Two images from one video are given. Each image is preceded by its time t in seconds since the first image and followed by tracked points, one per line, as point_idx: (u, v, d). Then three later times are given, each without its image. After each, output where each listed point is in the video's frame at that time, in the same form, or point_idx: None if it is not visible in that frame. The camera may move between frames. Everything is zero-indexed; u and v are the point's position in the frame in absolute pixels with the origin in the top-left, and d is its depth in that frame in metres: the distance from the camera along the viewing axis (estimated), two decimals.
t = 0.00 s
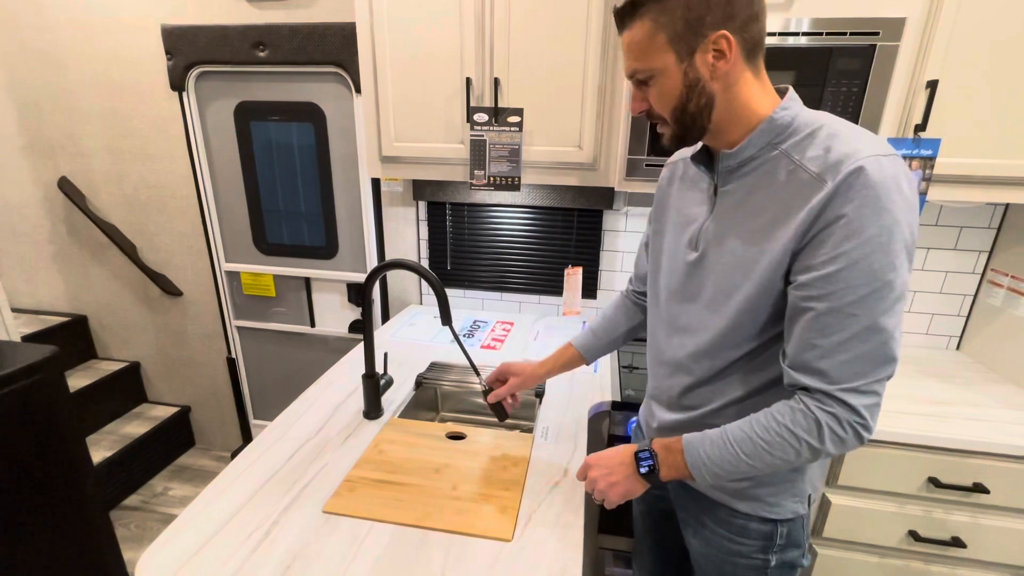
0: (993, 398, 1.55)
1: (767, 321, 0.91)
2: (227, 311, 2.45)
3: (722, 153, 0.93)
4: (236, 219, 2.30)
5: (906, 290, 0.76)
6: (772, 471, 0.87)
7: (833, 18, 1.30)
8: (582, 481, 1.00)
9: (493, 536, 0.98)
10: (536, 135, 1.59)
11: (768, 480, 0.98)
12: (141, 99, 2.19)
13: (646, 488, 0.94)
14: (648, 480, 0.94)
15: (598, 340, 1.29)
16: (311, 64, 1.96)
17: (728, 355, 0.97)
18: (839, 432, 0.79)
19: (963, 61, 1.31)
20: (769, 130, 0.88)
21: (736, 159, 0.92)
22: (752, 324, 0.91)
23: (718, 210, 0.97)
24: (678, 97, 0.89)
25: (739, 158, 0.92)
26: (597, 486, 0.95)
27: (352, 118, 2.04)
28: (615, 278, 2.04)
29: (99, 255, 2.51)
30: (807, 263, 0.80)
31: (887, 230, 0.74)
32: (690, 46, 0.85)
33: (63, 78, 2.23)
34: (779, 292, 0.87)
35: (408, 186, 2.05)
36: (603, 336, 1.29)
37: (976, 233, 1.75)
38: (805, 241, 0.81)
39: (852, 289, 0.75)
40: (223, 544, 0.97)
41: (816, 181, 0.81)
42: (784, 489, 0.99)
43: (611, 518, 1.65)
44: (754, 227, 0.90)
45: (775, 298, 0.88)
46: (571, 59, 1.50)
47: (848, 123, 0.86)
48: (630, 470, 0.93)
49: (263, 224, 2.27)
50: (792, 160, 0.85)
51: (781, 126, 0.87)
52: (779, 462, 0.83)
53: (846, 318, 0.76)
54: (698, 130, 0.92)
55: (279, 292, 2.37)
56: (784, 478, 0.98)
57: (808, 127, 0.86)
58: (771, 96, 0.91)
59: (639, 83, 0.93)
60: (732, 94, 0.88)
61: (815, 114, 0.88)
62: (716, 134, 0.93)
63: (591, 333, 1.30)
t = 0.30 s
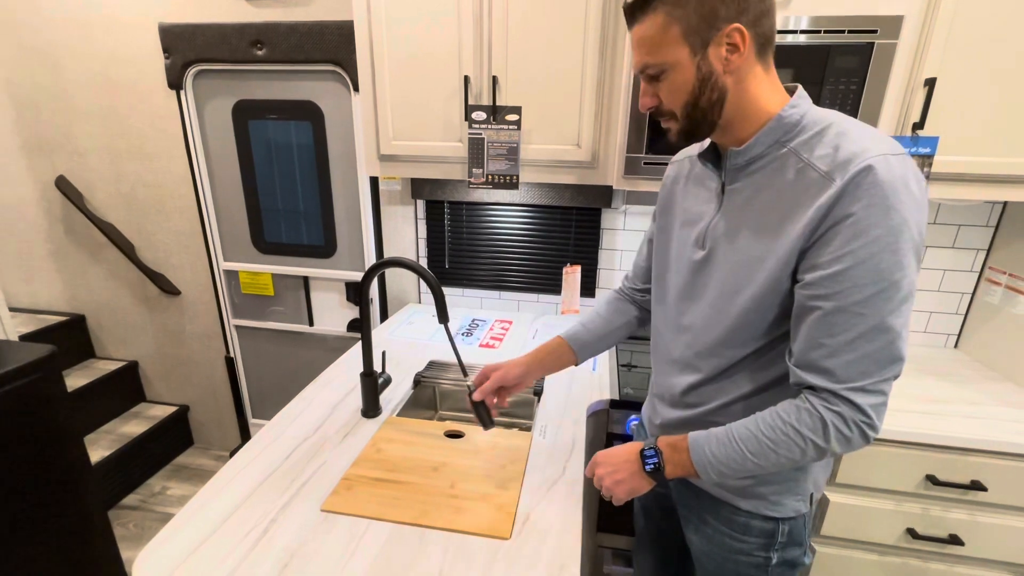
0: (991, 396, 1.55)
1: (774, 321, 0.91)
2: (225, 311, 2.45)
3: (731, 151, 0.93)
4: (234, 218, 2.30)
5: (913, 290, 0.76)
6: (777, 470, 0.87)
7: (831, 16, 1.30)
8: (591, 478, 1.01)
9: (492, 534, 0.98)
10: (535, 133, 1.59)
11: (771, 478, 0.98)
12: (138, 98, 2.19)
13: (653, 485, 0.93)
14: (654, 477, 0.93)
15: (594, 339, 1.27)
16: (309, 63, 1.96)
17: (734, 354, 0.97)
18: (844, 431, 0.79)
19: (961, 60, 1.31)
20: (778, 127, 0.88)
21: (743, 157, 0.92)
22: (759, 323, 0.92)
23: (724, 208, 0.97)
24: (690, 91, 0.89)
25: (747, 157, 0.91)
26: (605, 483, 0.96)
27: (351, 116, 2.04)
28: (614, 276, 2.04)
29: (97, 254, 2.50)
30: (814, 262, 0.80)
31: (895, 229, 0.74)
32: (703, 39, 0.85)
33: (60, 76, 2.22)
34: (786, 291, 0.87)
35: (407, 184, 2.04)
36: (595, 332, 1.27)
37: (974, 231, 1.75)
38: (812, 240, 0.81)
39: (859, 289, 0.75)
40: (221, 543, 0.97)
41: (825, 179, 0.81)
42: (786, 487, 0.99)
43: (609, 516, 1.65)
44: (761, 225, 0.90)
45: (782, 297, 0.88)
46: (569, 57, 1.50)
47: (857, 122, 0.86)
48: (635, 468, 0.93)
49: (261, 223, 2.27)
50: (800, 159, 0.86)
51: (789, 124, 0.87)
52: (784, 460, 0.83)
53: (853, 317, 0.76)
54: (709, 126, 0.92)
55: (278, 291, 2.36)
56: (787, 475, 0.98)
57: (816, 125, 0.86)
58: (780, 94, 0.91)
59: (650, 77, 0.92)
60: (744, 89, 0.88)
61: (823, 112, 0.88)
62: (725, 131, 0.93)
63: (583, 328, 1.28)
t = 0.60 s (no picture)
0: (992, 394, 1.55)
1: (780, 315, 0.91)
2: (224, 309, 2.45)
3: (732, 146, 0.92)
4: (233, 216, 2.29)
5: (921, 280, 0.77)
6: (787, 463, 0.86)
7: (830, 12, 1.29)
8: (595, 478, 1.00)
9: (491, 532, 0.98)
10: (533, 130, 1.59)
11: (778, 472, 0.98)
12: (136, 96, 2.18)
13: (660, 484, 0.92)
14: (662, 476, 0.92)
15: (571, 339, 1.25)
16: (308, 61, 1.96)
17: (739, 350, 0.96)
18: (856, 422, 0.79)
19: (960, 56, 1.31)
20: (779, 122, 0.88)
21: (745, 152, 0.91)
22: (765, 318, 0.91)
23: (726, 204, 0.96)
24: (690, 83, 0.88)
25: (749, 152, 0.91)
26: (611, 483, 0.95)
27: (349, 114, 2.04)
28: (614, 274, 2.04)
29: (96, 252, 2.50)
30: (824, 253, 0.80)
31: (905, 219, 0.74)
32: (704, 31, 0.84)
33: (58, 74, 2.22)
34: (794, 285, 0.87)
35: (406, 182, 2.04)
36: (572, 330, 1.25)
37: (975, 229, 1.75)
38: (822, 231, 0.81)
39: (872, 280, 0.74)
40: (219, 541, 0.96)
41: (832, 171, 0.81)
42: (794, 481, 0.99)
43: (609, 514, 1.65)
44: (767, 219, 0.90)
45: (789, 291, 0.88)
46: (568, 54, 1.49)
47: (858, 114, 0.86)
48: (644, 466, 0.92)
49: (260, 221, 2.27)
50: (804, 152, 0.86)
51: (790, 118, 0.87)
52: (795, 453, 0.83)
53: (864, 307, 0.75)
54: (709, 120, 0.91)
55: (277, 289, 2.36)
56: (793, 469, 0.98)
57: (818, 119, 0.87)
58: (778, 89, 0.91)
59: (649, 71, 0.92)
60: (743, 82, 0.88)
61: (822, 105, 0.88)
62: (724, 126, 0.93)
63: (559, 326, 1.26)
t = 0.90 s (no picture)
0: (992, 391, 1.55)
1: (778, 313, 0.90)
2: (224, 308, 2.45)
3: (727, 143, 0.92)
4: (232, 215, 2.29)
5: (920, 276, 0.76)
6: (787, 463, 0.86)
7: (831, 8, 1.29)
8: (598, 482, 1.00)
9: (491, 531, 0.98)
10: (533, 128, 1.58)
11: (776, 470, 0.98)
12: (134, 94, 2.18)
13: (661, 488, 0.93)
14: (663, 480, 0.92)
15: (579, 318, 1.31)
16: (306, 58, 1.95)
17: (737, 349, 0.96)
18: (857, 421, 0.78)
19: (961, 53, 1.30)
20: (774, 118, 0.87)
21: (742, 149, 0.91)
22: (762, 315, 0.91)
23: (723, 201, 0.96)
24: (681, 84, 0.87)
25: (745, 148, 0.91)
26: (612, 488, 0.95)
27: (348, 112, 2.03)
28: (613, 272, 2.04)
29: (95, 251, 2.50)
30: (822, 251, 0.79)
31: (903, 215, 0.74)
32: (691, 32, 0.83)
33: (56, 72, 2.21)
34: (791, 283, 0.87)
35: (405, 180, 2.04)
36: (590, 307, 1.31)
37: (975, 226, 1.74)
38: (819, 229, 0.81)
39: (870, 277, 0.74)
40: (218, 540, 0.96)
41: (828, 167, 0.81)
42: (791, 479, 0.99)
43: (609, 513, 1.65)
44: (764, 216, 0.89)
45: (787, 289, 0.87)
46: (568, 51, 1.48)
47: (854, 110, 0.85)
48: (644, 470, 0.92)
49: (259, 220, 2.26)
50: (799, 148, 0.85)
51: (786, 114, 0.87)
52: (796, 454, 0.82)
53: (863, 304, 0.75)
54: (701, 119, 0.91)
55: (276, 288, 2.36)
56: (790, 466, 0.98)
57: (814, 114, 0.86)
58: (774, 84, 0.90)
59: (640, 72, 0.91)
60: (735, 80, 0.87)
61: (817, 100, 0.88)
62: (719, 124, 0.92)
63: (579, 303, 1.32)
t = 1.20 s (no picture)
0: (991, 390, 1.55)
1: (768, 311, 0.90)
2: (223, 307, 2.44)
3: (718, 143, 0.92)
4: (231, 214, 2.29)
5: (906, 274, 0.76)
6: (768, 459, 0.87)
7: (830, 6, 1.28)
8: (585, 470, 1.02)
9: (490, 530, 0.98)
10: (531, 127, 1.58)
11: (768, 469, 0.98)
12: (133, 93, 2.17)
13: (644, 477, 0.94)
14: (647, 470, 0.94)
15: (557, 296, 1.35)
16: (304, 57, 1.95)
17: (728, 347, 0.96)
18: (837, 419, 0.78)
19: (960, 50, 1.30)
20: (765, 116, 0.87)
21: (733, 146, 0.91)
22: (753, 314, 0.90)
23: (716, 200, 0.96)
24: (668, 87, 0.88)
25: (736, 146, 0.91)
26: (597, 477, 0.97)
27: (346, 111, 2.03)
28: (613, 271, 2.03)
29: (94, 251, 2.50)
30: (806, 248, 0.79)
31: (887, 212, 0.73)
32: (675, 35, 0.83)
33: (54, 72, 2.20)
34: (778, 280, 0.86)
35: (404, 179, 2.03)
36: (564, 295, 1.35)
37: (975, 224, 1.74)
38: (805, 226, 0.81)
39: (853, 274, 0.74)
40: (216, 540, 0.96)
41: (815, 165, 0.81)
42: (784, 478, 0.99)
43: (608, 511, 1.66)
44: (753, 213, 0.89)
45: (775, 287, 0.87)
46: (568, 50, 1.48)
47: (844, 107, 0.85)
48: (627, 461, 0.94)
49: (258, 219, 2.26)
50: (790, 145, 0.85)
51: (776, 112, 0.86)
52: (777, 449, 0.83)
53: (846, 302, 0.75)
54: (691, 120, 0.91)
55: (275, 287, 2.36)
56: (784, 465, 0.98)
57: (804, 110, 0.86)
58: (765, 83, 0.90)
59: (630, 75, 0.92)
60: (723, 80, 0.87)
61: (808, 97, 0.88)
62: (710, 123, 0.92)
63: (553, 291, 1.35)
